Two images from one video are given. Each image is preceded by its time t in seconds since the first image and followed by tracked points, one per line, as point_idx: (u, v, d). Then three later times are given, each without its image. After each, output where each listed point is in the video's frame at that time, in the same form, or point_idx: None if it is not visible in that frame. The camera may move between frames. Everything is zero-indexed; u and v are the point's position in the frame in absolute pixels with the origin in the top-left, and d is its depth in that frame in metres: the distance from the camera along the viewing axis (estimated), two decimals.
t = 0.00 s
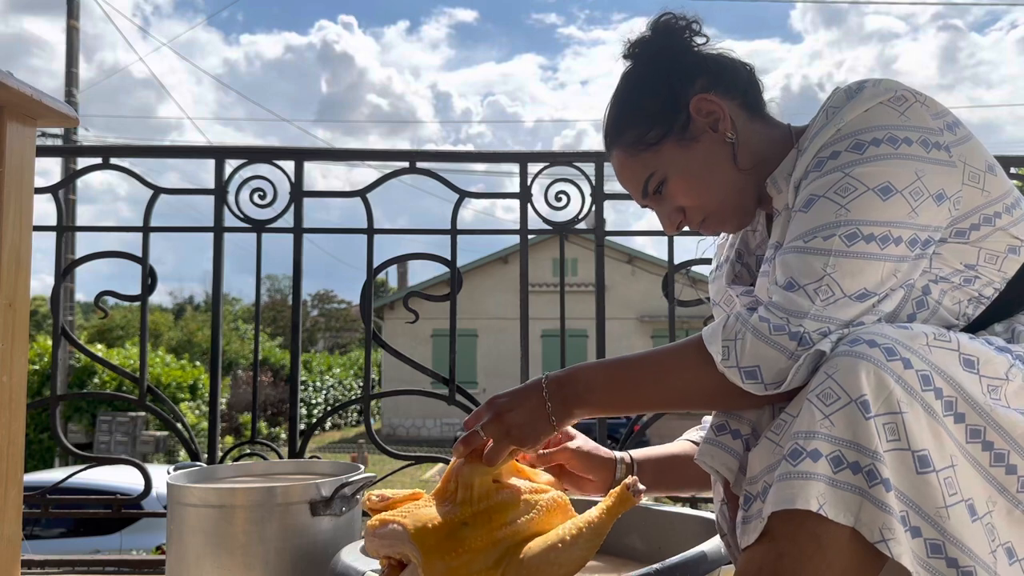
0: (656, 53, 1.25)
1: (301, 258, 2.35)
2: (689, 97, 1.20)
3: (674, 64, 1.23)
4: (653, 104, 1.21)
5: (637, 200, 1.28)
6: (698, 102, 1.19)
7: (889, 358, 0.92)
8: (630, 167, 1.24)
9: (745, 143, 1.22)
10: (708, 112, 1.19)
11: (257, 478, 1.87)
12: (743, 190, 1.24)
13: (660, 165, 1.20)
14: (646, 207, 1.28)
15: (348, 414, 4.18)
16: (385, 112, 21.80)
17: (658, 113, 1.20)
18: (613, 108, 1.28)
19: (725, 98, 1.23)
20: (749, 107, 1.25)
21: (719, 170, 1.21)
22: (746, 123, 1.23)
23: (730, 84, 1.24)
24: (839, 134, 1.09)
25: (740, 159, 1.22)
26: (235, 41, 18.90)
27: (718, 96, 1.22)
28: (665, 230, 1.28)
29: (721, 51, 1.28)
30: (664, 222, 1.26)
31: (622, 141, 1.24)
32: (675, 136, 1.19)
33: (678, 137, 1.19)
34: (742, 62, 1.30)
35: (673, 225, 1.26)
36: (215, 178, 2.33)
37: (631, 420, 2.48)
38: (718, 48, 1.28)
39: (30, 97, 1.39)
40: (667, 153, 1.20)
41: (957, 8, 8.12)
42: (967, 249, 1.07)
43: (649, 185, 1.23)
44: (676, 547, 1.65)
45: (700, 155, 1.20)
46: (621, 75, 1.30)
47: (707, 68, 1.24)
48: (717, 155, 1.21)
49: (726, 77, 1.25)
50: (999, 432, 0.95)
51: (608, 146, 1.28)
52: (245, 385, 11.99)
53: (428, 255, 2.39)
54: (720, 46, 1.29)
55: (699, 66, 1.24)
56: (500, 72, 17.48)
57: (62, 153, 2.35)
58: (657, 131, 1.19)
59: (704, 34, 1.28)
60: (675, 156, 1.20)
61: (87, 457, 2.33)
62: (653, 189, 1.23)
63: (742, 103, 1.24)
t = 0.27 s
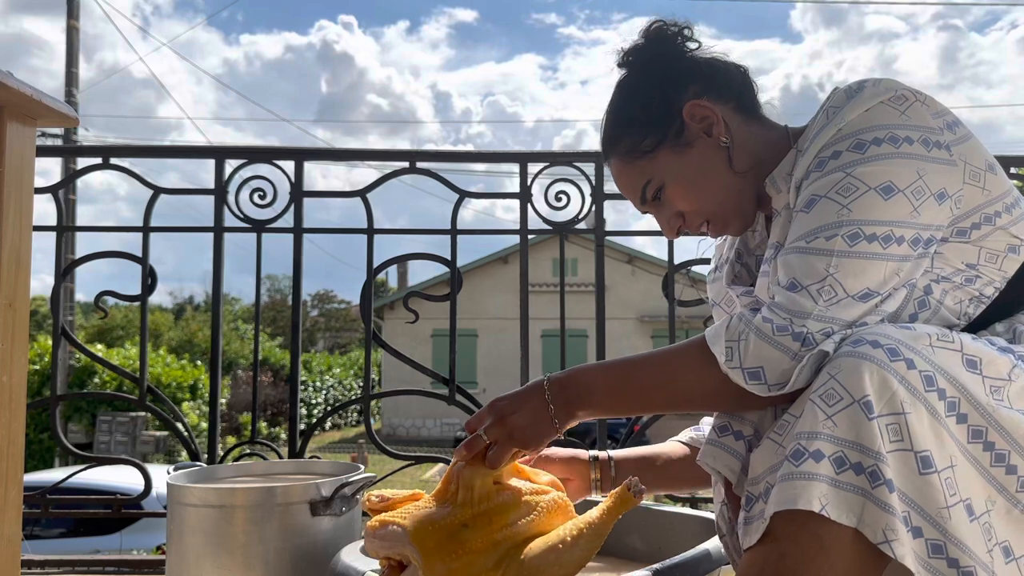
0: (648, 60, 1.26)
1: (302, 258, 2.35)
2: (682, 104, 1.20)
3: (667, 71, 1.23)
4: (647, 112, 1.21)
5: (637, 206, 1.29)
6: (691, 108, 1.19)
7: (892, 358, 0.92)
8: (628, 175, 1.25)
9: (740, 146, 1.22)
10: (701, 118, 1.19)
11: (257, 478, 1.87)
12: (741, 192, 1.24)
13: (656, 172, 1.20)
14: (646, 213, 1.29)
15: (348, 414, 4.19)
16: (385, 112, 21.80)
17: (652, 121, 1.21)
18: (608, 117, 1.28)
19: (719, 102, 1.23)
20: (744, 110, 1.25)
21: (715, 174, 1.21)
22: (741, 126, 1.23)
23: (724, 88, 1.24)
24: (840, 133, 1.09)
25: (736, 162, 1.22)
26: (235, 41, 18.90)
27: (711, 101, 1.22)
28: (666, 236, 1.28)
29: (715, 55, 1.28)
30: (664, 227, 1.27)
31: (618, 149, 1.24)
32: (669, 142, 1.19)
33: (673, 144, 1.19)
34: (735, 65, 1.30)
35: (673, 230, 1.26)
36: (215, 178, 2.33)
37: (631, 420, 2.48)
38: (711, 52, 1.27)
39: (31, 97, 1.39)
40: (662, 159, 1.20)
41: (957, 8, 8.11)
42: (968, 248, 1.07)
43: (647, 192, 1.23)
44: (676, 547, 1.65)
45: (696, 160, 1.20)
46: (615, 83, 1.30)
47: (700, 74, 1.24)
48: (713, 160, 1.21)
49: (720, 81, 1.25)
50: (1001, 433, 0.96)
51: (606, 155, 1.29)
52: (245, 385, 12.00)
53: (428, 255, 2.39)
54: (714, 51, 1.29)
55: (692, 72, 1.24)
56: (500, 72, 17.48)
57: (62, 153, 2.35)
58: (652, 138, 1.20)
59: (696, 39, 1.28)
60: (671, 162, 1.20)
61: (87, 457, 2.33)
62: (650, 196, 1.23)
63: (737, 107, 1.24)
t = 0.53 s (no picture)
0: (642, 69, 1.26)
1: (301, 258, 2.35)
2: (676, 109, 1.20)
3: (660, 79, 1.24)
4: (642, 119, 1.22)
5: (637, 212, 1.29)
6: (685, 112, 1.19)
7: (892, 358, 0.92)
8: (626, 180, 1.25)
9: (736, 148, 1.22)
10: (696, 122, 1.19)
11: (257, 478, 1.87)
12: (740, 194, 1.23)
13: (654, 178, 1.21)
14: (647, 217, 1.29)
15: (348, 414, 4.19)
16: (385, 112, 21.80)
17: (647, 126, 1.21)
18: (605, 126, 1.29)
19: (714, 106, 1.22)
20: (739, 113, 1.24)
21: (711, 177, 1.20)
22: (737, 128, 1.23)
23: (719, 92, 1.24)
24: (837, 134, 1.09)
25: (732, 164, 1.21)
26: (235, 41, 18.90)
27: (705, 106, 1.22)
28: (668, 239, 1.28)
29: (709, 61, 1.28)
30: (665, 231, 1.27)
31: (616, 156, 1.25)
32: (665, 147, 1.19)
33: (669, 148, 1.19)
34: (730, 69, 1.30)
35: (674, 234, 1.27)
36: (215, 178, 2.33)
37: (631, 420, 2.48)
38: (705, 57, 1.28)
39: (30, 97, 1.39)
40: (659, 164, 1.20)
41: (958, 8, 8.11)
42: (967, 248, 1.07)
43: (646, 197, 1.24)
44: (676, 548, 1.65)
45: (693, 163, 1.20)
46: (611, 93, 1.31)
47: (694, 79, 1.24)
48: (710, 163, 1.20)
49: (713, 84, 1.25)
50: (1001, 432, 0.95)
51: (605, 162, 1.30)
52: (245, 385, 12.00)
53: (428, 255, 2.39)
54: (709, 57, 1.30)
55: (685, 78, 1.24)
56: (500, 72, 17.48)
57: (62, 153, 2.35)
58: (648, 144, 1.20)
59: (689, 46, 1.29)
60: (668, 166, 1.20)
61: (87, 457, 2.33)
62: (649, 201, 1.24)
63: (732, 110, 1.24)
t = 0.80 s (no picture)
0: (641, 75, 1.27)
1: (302, 258, 2.35)
2: (674, 114, 1.21)
3: (660, 84, 1.25)
4: (641, 124, 1.23)
5: (639, 215, 1.30)
6: (683, 116, 1.20)
7: (893, 357, 0.92)
8: (627, 184, 1.26)
9: (734, 150, 1.21)
10: (694, 126, 1.20)
11: (257, 478, 1.87)
12: (739, 196, 1.23)
13: (653, 181, 1.21)
14: (648, 220, 1.29)
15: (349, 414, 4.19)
16: (385, 112, 21.81)
17: (646, 130, 1.22)
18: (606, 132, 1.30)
19: (712, 109, 1.23)
20: (738, 116, 1.24)
21: (710, 180, 1.20)
22: (735, 131, 1.23)
23: (718, 95, 1.25)
24: (838, 134, 1.09)
25: (730, 166, 1.21)
26: (235, 42, 18.93)
27: (703, 109, 1.22)
28: (669, 242, 1.29)
29: (709, 66, 1.29)
30: (666, 233, 1.28)
31: (617, 161, 1.26)
32: (663, 151, 1.20)
33: (667, 151, 1.20)
34: (730, 73, 1.30)
35: (675, 236, 1.27)
36: (215, 178, 2.33)
37: (631, 420, 2.48)
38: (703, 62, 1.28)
39: (31, 97, 1.39)
40: (658, 168, 1.21)
41: (957, 7, 8.11)
42: (967, 246, 1.07)
43: (646, 200, 1.24)
44: (676, 547, 1.65)
45: (693, 166, 1.20)
46: (613, 99, 1.32)
47: (693, 84, 1.24)
48: (708, 166, 1.21)
49: (710, 88, 1.25)
50: (1003, 431, 0.96)
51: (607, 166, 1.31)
52: (245, 385, 12.00)
53: (428, 255, 2.39)
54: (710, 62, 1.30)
55: (684, 83, 1.25)
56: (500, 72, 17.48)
57: (62, 154, 2.35)
58: (646, 149, 1.21)
59: (688, 51, 1.30)
60: (667, 170, 1.21)
61: (87, 457, 2.33)
62: (649, 204, 1.24)
63: (731, 113, 1.24)
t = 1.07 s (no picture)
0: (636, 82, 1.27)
1: (301, 258, 2.35)
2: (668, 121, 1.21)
3: (654, 91, 1.25)
4: (635, 132, 1.24)
5: (638, 220, 1.31)
6: (676, 124, 1.20)
7: (892, 358, 0.92)
8: (625, 192, 1.27)
9: (727, 155, 1.22)
10: (687, 133, 1.20)
11: (257, 478, 1.87)
12: (735, 200, 1.23)
13: (647, 189, 1.23)
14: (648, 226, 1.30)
15: (349, 414, 4.19)
16: (385, 112, 21.81)
17: (641, 139, 1.22)
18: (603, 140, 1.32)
19: (706, 115, 1.23)
20: (732, 121, 1.24)
21: (704, 186, 1.21)
22: (729, 135, 1.23)
23: (712, 100, 1.24)
24: (832, 135, 1.09)
25: (723, 172, 1.21)
26: (235, 42, 18.93)
27: (697, 116, 1.22)
28: (669, 247, 1.30)
29: (704, 70, 1.28)
30: (665, 239, 1.29)
31: (613, 168, 1.27)
32: (657, 159, 1.21)
33: (661, 159, 1.21)
34: (722, 76, 1.29)
35: (674, 241, 1.28)
36: (215, 178, 2.33)
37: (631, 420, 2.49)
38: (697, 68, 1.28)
39: (30, 97, 1.39)
40: (653, 176, 1.22)
41: (958, 7, 8.11)
42: (965, 246, 1.07)
43: (643, 207, 1.25)
44: (676, 546, 1.66)
45: (687, 172, 1.20)
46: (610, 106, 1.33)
47: (687, 90, 1.25)
48: (702, 172, 1.21)
49: (704, 94, 1.25)
50: (1002, 431, 0.96)
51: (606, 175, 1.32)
52: (245, 385, 12.00)
53: (428, 255, 2.39)
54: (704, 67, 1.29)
55: (679, 89, 1.25)
56: (500, 72, 17.48)
57: (62, 153, 2.35)
58: (640, 157, 1.22)
59: (682, 58, 1.29)
60: (662, 178, 1.21)
61: (87, 457, 2.33)
62: (646, 211, 1.25)
63: (725, 118, 1.24)
